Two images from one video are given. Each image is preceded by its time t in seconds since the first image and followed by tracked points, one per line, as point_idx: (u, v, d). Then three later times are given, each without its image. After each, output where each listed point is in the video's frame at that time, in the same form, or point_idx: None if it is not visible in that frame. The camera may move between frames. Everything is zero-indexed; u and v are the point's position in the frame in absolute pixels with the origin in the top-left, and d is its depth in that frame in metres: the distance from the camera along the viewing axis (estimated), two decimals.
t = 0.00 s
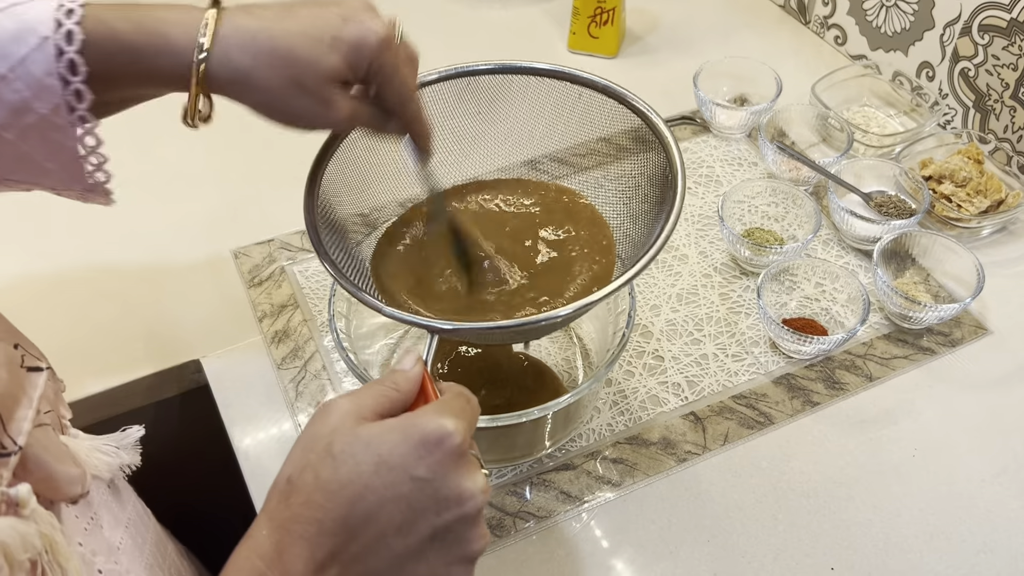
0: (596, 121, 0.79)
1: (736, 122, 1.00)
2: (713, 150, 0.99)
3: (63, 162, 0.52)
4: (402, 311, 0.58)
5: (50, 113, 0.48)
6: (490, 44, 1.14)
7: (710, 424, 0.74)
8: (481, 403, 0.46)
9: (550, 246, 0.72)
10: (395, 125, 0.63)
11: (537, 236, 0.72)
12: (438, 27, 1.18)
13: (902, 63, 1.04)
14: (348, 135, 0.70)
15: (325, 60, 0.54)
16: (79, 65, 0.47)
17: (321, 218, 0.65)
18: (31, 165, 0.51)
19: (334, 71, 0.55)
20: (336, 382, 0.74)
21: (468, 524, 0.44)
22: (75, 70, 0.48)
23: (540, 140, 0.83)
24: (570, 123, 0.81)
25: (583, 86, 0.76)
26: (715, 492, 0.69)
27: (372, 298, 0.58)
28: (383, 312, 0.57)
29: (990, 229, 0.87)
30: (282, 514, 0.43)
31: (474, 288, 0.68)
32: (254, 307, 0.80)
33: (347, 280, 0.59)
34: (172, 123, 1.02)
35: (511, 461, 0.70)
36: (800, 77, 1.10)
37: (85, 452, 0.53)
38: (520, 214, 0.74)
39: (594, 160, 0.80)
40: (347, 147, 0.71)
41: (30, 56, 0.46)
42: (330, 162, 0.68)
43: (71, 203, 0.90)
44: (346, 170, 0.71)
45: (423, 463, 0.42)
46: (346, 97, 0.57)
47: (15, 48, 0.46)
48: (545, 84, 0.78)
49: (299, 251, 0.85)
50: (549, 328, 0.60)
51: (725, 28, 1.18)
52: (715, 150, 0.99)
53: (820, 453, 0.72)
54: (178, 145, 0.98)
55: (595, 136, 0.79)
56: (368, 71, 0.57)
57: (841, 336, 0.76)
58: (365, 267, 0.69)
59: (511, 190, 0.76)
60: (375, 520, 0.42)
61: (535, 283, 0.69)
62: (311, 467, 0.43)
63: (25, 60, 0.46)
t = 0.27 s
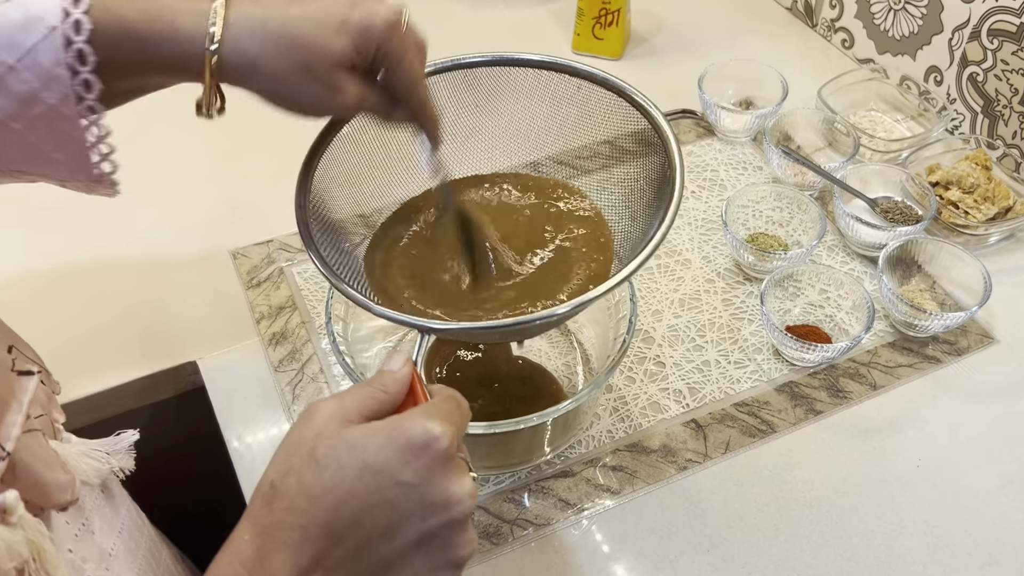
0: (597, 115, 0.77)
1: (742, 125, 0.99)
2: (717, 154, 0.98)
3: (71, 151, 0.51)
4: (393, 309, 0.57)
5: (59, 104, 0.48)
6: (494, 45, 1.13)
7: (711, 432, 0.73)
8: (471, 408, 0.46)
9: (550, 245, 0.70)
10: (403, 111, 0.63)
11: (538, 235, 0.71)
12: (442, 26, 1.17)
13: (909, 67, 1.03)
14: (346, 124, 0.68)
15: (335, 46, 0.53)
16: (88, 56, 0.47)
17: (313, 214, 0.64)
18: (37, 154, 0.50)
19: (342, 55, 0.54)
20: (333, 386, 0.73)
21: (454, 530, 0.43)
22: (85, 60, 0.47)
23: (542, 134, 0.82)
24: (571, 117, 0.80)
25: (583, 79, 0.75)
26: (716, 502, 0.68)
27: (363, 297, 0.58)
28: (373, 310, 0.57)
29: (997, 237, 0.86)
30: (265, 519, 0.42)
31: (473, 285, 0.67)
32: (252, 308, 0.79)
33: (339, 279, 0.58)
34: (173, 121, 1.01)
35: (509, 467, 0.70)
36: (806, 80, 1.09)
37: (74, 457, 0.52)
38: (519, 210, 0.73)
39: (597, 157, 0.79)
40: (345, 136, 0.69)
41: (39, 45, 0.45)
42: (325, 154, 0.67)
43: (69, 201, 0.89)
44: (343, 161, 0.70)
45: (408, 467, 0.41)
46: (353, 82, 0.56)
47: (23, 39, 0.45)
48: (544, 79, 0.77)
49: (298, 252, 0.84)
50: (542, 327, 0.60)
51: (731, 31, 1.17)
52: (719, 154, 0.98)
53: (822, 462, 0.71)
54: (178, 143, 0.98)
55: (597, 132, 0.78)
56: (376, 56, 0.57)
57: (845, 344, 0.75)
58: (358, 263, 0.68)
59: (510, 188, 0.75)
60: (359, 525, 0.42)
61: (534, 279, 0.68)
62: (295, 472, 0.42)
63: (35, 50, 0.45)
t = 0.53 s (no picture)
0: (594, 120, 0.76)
1: (742, 129, 0.98)
2: (717, 158, 0.97)
3: (70, 150, 0.51)
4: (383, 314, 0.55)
5: (58, 102, 0.48)
6: (494, 46, 1.13)
7: (706, 439, 0.72)
8: (457, 414, 0.45)
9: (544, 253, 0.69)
10: (407, 113, 0.63)
11: (532, 242, 0.70)
12: (442, 28, 1.17)
13: (912, 72, 1.02)
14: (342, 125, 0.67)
15: (339, 45, 0.54)
16: (88, 54, 0.47)
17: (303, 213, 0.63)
18: (35, 153, 0.50)
19: (344, 54, 0.54)
20: (324, 390, 0.72)
21: (437, 539, 0.43)
22: (83, 58, 0.47)
23: (537, 139, 0.80)
24: (568, 122, 0.78)
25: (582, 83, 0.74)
26: (709, 511, 0.67)
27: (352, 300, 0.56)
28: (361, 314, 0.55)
29: (1000, 244, 0.85)
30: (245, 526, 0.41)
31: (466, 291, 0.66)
32: (244, 310, 0.78)
33: (327, 280, 0.57)
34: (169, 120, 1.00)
35: (501, 474, 0.69)
36: (808, 85, 1.08)
37: (55, 463, 0.52)
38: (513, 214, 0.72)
39: (594, 163, 0.78)
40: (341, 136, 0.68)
41: (38, 42, 0.45)
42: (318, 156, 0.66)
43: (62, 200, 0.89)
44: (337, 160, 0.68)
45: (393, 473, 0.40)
46: (356, 82, 0.56)
47: (23, 34, 0.45)
48: (542, 82, 0.75)
49: (293, 254, 0.84)
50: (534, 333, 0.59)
51: (733, 34, 1.16)
52: (719, 158, 0.97)
53: (819, 472, 0.70)
54: (174, 142, 0.97)
55: (595, 136, 0.77)
56: (380, 57, 0.57)
57: (844, 352, 0.74)
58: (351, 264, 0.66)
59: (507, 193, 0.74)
60: (340, 533, 0.41)
61: (527, 286, 0.66)
62: (277, 477, 0.41)
63: (34, 49, 0.45)
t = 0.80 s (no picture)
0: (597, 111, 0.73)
1: (742, 127, 0.96)
2: (717, 156, 0.95)
3: (53, 137, 0.52)
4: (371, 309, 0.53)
5: (40, 84, 0.48)
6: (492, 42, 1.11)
7: (702, 443, 0.70)
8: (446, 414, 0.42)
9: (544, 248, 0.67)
10: (404, 100, 0.60)
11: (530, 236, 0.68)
12: (440, 23, 1.15)
13: (917, 70, 1.00)
14: (338, 109, 0.66)
15: (330, 27, 0.52)
16: (71, 36, 0.47)
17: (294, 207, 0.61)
18: (19, 136, 0.51)
19: (337, 37, 0.53)
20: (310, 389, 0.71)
21: (421, 548, 0.39)
22: (66, 40, 0.47)
23: (539, 134, 0.78)
24: (571, 116, 0.76)
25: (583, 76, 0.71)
26: (705, 517, 0.65)
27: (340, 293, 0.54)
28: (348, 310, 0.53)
29: (1006, 245, 0.83)
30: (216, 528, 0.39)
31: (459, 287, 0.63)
32: (231, 307, 0.77)
33: (316, 273, 0.54)
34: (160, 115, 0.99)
35: (489, 477, 0.67)
36: (811, 83, 1.06)
37: (21, 457, 0.51)
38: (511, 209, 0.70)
39: (592, 159, 0.76)
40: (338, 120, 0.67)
41: (20, 23, 0.46)
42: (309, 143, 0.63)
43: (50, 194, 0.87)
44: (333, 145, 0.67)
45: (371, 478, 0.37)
46: (350, 64, 0.54)
47: (4, 14, 0.45)
48: (542, 73, 0.73)
49: (282, 250, 0.82)
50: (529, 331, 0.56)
51: (735, 31, 1.14)
52: (719, 156, 0.95)
53: (818, 477, 0.68)
54: (165, 136, 0.96)
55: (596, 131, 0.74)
56: (376, 40, 0.55)
57: (844, 353, 0.72)
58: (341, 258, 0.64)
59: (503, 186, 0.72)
60: (315, 539, 0.38)
61: (524, 282, 0.64)
62: (250, 478, 0.39)
63: (16, 28, 0.46)
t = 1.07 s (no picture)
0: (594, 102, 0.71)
1: (741, 127, 0.94)
2: (715, 156, 0.93)
3: (22, 109, 0.53)
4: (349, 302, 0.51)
5: (7, 62, 0.49)
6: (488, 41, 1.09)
7: (696, 449, 0.68)
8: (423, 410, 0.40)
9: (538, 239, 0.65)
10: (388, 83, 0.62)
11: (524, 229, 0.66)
12: (436, 22, 1.13)
13: (921, 70, 0.98)
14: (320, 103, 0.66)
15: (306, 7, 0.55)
16: (37, 12, 0.47)
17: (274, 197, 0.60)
18: None
19: (316, 17, 0.56)
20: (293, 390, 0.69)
21: (392, 549, 0.38)
22: (33, 17, 0.48)
23: (536, 126, 0.75)
24: (569, 106, 0.73)
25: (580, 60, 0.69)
26: (697, 525, 0.63)
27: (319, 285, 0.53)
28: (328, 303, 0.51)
29: (1011, 248, 0.81)
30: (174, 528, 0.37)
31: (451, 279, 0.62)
32: (215, 307, 0.75)
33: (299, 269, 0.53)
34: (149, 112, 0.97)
35: (476, 482, 0.65)
36: (813, 83, 1.04)
37: None
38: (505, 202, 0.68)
39: (592, 148, 0.72)
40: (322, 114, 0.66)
41: None
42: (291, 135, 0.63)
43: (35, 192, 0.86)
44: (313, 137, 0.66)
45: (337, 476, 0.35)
46: (329, 47, 0.58)
47: None
48: (538, 57, 0.71)
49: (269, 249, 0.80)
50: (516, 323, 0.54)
51: (736, 31, 1.12)
52: (718, 157, 0.93)
53: (815, 485, 0.65)
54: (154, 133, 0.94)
55: (595, 119, 0.71)
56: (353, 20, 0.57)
57: (842, 358, 0.70)
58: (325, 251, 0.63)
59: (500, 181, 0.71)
60: (279, 541, 0.36)
61: (516, 273, 0.62)
62: (211, 477, 0.37)
63: None
